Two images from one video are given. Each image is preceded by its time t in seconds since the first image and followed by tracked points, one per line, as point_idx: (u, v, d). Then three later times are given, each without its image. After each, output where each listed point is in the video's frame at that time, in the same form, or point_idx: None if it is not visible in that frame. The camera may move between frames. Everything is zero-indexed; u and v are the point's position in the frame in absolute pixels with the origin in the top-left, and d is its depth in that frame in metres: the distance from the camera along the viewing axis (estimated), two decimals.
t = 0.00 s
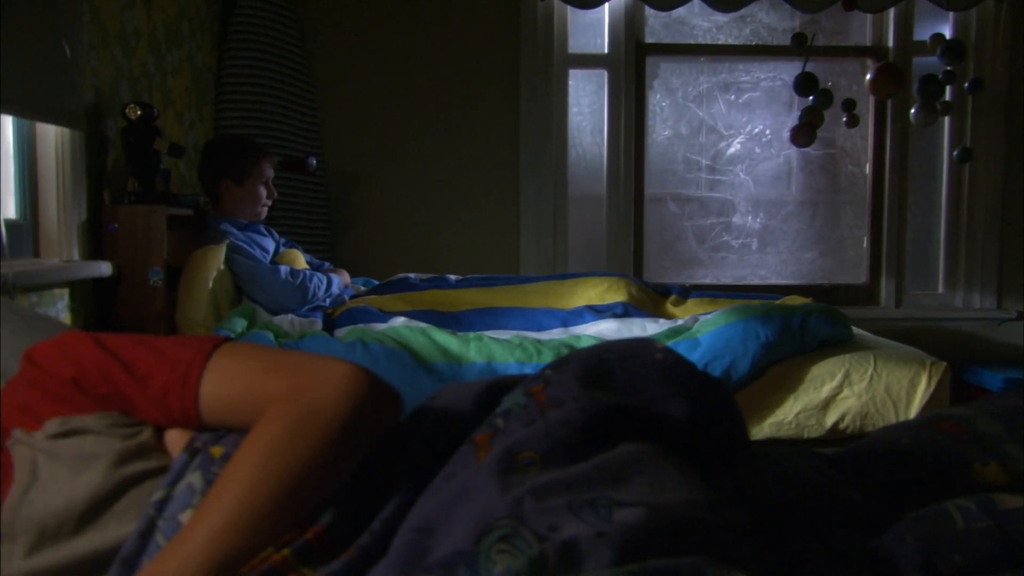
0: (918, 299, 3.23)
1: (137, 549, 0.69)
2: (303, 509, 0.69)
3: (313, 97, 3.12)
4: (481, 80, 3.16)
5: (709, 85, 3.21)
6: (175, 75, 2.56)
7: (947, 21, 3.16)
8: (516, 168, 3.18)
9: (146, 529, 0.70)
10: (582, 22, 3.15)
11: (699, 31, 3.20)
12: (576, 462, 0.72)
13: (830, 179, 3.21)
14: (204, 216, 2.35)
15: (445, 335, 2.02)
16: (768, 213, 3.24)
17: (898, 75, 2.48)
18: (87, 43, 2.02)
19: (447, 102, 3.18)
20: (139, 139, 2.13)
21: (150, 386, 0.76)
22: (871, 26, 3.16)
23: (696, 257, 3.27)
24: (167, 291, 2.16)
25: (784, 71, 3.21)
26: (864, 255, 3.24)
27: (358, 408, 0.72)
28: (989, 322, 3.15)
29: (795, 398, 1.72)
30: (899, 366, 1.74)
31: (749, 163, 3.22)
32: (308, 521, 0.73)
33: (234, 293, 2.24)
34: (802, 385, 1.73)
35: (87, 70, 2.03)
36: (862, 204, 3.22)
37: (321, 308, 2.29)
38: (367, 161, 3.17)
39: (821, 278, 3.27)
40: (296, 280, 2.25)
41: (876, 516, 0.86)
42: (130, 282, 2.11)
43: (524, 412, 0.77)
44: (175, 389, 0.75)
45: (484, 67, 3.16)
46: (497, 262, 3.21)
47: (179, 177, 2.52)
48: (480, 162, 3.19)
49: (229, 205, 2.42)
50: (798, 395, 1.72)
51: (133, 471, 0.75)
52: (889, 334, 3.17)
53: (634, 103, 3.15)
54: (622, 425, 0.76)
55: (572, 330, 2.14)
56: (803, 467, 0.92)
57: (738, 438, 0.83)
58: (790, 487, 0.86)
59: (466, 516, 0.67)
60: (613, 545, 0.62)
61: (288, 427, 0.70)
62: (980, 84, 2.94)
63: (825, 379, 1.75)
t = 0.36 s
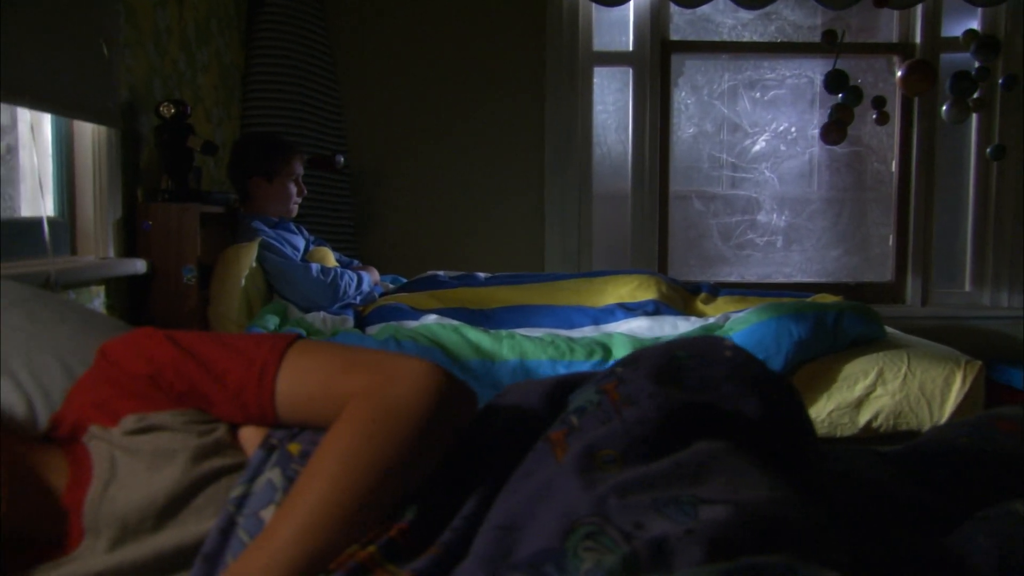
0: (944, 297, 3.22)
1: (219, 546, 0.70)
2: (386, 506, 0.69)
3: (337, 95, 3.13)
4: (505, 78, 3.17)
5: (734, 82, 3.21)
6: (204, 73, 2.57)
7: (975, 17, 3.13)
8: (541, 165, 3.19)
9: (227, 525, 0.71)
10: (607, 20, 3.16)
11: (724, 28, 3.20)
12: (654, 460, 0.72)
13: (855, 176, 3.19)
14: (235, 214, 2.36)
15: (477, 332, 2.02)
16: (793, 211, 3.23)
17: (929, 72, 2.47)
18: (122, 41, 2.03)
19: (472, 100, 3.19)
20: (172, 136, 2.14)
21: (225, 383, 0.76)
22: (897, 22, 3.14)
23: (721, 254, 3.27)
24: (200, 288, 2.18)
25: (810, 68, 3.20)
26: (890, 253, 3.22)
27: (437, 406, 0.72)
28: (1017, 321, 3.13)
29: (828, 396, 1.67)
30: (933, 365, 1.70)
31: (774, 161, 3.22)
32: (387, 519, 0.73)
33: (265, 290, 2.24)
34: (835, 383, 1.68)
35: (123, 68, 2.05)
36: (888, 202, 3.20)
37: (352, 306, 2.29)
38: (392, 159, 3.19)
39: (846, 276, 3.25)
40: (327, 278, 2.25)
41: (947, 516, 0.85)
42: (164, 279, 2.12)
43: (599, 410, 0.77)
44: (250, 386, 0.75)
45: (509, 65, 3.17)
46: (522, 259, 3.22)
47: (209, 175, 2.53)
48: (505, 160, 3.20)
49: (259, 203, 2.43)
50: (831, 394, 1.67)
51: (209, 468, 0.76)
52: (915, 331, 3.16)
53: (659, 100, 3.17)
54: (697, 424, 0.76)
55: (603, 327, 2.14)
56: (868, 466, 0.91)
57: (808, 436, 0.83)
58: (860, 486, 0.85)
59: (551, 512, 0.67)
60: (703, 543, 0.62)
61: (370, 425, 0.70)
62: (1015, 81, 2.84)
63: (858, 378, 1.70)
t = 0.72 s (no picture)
0: (968, 294, 3.20)
1: (295, 541, 0.70)
2: (464, 503, 0.69)
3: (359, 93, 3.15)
4: (527, 76, 3.18)
5: (757, 79, 3.20)
6: (230, 70, 2.58)
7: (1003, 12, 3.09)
8: (563, 162, 3.20)
9: (302, 522, 0.71)
10: (628, 17, 3.17)
11: (746, 25, 3.18)
12: (729, 456, 0.72)
13: (878, 173, 3.18)
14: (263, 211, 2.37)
15: (506, 329, 2.02)
16: (815, 208, 3.22)
17: (959, 68, 2.44)
18: (152, 38, 2.04)
19: (494, 97, 3.20)
20: (202, 133, 2.14)
21: (295, 379, 0.76)
22: (923, 18, 3.11)
23: (743, 251, 3.27)
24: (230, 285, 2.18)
25: (833, 64, 3.18)
26: (913, 250, 3.21)
27: (511, 403, 0.72)
28: None
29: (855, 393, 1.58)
30: (965, 363, 1.60)
31: (797, 158, 3.21)
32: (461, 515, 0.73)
33: (293, 287, 2.24)
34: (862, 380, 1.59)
35: (153, 65, 2.05)
36: (911, 198, 3.18)
37: (379, 303, 2.30)
38: (412, 156, 3.20)
39: (869, 273, 3.24)
40: (354, 275, 2.25)
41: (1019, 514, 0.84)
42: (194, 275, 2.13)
43: (669, 406, 0.77)
44: (320, 382, 0.75)
45: (531, 62, 3.18)
46: (543, 256, 3.23)
47: (236, 172, 2.54)
48: (527, 157, 3.21)
49: (286, 200, 2.44)
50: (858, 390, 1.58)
51: (279, 464, 0.76)
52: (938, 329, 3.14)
53: (680, 97, 3.17)
54: (768, 421, 0.75)
55: (631, 325, 2.13)
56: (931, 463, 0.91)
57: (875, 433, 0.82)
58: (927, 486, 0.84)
59: (630, 508, 0.67)
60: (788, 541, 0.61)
61: (447, 422, 0.69)
62: None
63: (888, 375, 1.60)
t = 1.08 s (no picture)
0: (987, 290, 3.18)
1: (361, 536, 0.69)
2: (533, 497, 0.69)
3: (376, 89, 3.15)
4: (543, 73, 3.19)
5: (775, 74, 3.19)
6: (250, 66, 2.58)
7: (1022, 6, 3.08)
8: (581, 158, 3.22)
9: (368, 517, 0.70)
10: (645, 12, 3.17)
11: (763, 20, 3.18)
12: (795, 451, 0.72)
13: (896, 169, 3.17)
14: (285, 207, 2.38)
15: (531, 325, 2.01)
16: (833, 204, 3.21)
17: (981, 62, 2.43)
18: (177, 33, 2.04)
19: (511, 93, 3.21)
20: (225, 128, 2.14)
21: (356, 374, 0.76)
22: (941, 13, 3.10)
23: (760, 247, 3.27)
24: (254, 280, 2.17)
25: (850, 59, 3.16)
26: (931, 246, 3.20)
27: (574, 397, 0.72)
28: None
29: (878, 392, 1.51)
30: (989, 358, 1.52)
31: (814, 154, 3.19)
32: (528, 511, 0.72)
33: (316, 282, 2.24)
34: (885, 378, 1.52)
35: (178, 60, 2.05)
36: (929, 194, 3.17)
37: (402, 299, 2.29)
38: (429, 152, 3.22)
39: (887, 269, 3.23)
40: (377, 271, 2.24)
41: None
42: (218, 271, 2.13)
43: (730, 402, 0.76)
44: (382, 377, 0.75)
45: (548, 58, 3.19)
46: (561, 252, 3.24)
47: (257, 168, 2.55)
48: (544, 154, 3.22)
49: (308, 195, 2.45)
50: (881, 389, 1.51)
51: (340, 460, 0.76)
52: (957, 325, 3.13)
53: (698, 93, 3.16)
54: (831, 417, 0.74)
55: (654, 320, 2.10)
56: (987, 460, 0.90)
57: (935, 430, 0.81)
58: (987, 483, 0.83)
59: (701, 503, 0.66)
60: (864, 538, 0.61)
61: (513, 416, 0.69)
62: None
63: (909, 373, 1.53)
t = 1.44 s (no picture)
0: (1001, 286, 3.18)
1: (416, 530, 0.69)
2: (590, 491, 0.68)
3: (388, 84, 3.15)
4: (556, 69, 3.19)
5: (789, 70, 3.18)
6: (265, 61, 2.57)
7: None
8: (593, 154, 3.21)
9: (421, 512, 0.70)
10: (659, 7, 3.16)
11: (777, 15, 3.16)
12: (851, 447, 0.71)
13: (910, 165, 3.16)
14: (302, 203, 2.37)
15: (549, 321, 2.00)
16: (846, 200, 3.21)
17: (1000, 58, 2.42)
18: (195, 28, 2.03)
19: (524, 89, 3.21)
20: (243, 124, 2.14)
21: (406, 368, 0.76)
22: (956, 8, 3.08)
23: (773, 243, 3.27)
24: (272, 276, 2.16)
25: (864, 54, 3.14)
26: (944, 242, 3.19)
27: (628, 391, 0.72)
28: None
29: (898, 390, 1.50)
30: (1010, 354, 1.51)
31: (828, 149, 3.19)
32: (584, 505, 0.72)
33: (333, 278, 2.24)
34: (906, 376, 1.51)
35: (197, 56, 2.05)
36: (943, 189, 3.17)
37: (419, 294, 2.29)
38: (442, 148, 3.22)
39: (900, 265, 3.22)
40: (394, 266, 2.24)
41: None
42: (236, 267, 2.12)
43: (783, 398, 0.76)
44: (433, 371, 0.75)
45: (561, 54, 3.19)
46: (573, 248, 3.24)
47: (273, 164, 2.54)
48: (557, 149, 3.23)
49: (324, 191, 2.45)
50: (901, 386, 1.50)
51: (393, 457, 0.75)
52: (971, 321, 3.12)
53: (711, 88, 3.15)
54: (884, 412, 0.74)
55: (672, 317, 2.09)
56: None
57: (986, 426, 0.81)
58: None
59: (759, 498, 0.66)
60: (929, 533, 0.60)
61: (567, 411, 0.69)
62: None
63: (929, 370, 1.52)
